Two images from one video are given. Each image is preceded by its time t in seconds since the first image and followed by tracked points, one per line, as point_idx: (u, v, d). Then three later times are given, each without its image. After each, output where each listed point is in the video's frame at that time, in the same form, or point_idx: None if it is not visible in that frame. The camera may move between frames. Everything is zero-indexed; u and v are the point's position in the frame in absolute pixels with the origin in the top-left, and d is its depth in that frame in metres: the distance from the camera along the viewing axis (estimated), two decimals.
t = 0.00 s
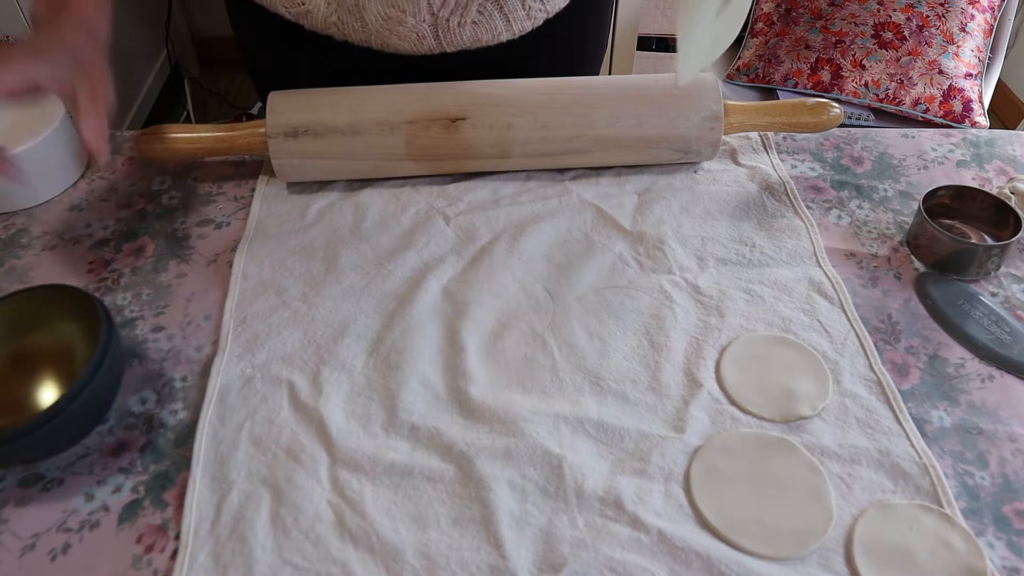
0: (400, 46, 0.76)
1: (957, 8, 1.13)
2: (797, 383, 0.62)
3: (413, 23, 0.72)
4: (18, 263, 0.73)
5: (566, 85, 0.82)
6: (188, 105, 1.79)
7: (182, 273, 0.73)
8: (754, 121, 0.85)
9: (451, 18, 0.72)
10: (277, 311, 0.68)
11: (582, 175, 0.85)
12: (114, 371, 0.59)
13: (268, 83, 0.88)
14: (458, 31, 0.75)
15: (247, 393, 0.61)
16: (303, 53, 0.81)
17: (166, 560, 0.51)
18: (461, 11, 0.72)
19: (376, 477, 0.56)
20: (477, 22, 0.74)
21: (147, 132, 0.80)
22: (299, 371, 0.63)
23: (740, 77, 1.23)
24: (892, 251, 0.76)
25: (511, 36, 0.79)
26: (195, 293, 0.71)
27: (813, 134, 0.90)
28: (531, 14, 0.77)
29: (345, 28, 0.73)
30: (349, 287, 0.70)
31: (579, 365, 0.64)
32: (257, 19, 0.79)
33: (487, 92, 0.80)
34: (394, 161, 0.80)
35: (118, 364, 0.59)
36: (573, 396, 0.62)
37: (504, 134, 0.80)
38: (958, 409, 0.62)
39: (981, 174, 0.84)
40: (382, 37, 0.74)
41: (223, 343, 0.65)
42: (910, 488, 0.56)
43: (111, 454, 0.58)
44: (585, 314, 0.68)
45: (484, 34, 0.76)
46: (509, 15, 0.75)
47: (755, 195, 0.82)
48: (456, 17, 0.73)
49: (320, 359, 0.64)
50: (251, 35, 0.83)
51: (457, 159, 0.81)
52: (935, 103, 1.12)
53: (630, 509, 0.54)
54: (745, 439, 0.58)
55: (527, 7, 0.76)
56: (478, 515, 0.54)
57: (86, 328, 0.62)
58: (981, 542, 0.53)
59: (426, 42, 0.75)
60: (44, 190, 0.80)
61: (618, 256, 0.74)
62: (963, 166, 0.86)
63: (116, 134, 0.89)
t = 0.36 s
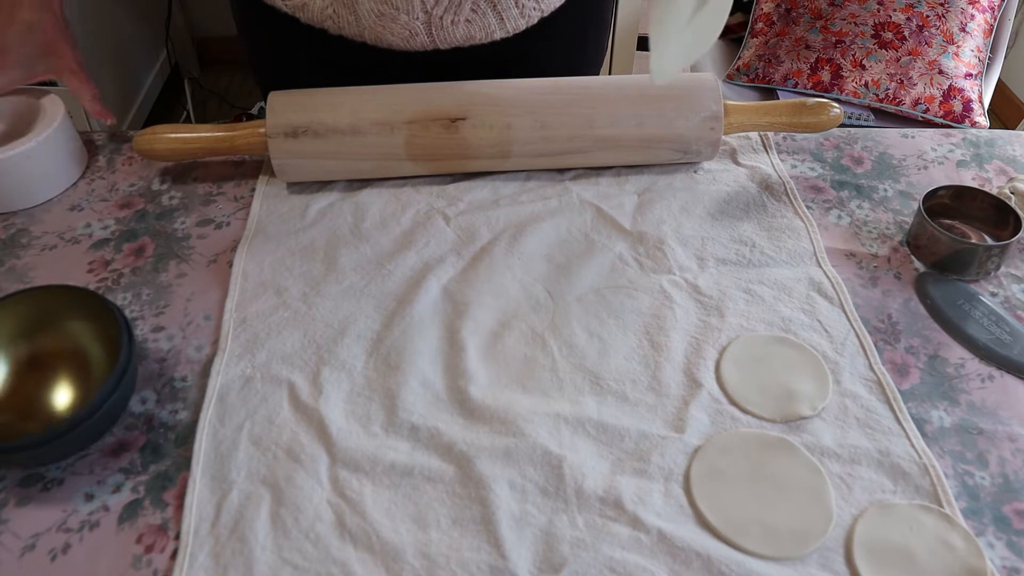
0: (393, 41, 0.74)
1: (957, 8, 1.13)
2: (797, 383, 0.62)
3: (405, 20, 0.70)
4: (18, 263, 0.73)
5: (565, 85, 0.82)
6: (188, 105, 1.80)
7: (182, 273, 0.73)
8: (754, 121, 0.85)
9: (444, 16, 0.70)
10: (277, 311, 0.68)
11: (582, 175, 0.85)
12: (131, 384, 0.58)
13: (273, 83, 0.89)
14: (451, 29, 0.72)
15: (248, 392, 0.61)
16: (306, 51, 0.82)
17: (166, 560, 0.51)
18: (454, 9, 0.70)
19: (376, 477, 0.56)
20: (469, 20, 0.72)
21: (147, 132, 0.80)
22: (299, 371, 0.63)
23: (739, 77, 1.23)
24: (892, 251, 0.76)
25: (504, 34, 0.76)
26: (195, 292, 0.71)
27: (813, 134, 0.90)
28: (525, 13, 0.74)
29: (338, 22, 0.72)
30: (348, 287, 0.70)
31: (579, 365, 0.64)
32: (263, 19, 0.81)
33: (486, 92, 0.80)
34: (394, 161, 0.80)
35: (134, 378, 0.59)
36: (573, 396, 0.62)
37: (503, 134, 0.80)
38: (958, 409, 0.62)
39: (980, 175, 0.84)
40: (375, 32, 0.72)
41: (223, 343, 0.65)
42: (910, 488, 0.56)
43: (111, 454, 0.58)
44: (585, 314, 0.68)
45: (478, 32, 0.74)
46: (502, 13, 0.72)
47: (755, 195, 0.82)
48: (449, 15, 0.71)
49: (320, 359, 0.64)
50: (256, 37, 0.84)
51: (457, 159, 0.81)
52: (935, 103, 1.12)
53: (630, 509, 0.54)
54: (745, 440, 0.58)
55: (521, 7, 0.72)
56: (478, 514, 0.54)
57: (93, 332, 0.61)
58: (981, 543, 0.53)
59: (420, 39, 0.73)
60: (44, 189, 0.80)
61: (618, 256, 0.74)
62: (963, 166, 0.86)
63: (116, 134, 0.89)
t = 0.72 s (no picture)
0: (394, 38, 0.74)
1: (957, 8, 1.13)
2: (797, 383, 0.62)
3: (407, 16, 0.70)
4: (18, 263, 0.73)
5: (565, 84, 0.82)
6: (187, 104, 1.80)
7: (183, 273, 0.73)
8: (755, 121, 0.85)
9: (445, 10, 0.70)
10: (277, 311, 0.68)
11: (582, 175, 0.85)
12: (127, 377, 0.58)
13: (273, 83, 0.89)
14: (452, 24, 0.72)
15: (248, 392, 0.61)
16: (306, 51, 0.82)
17: (166, 560, 0.51)
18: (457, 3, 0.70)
19: (377, 477, 0.56)
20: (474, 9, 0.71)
21: (147, 132, 0.80)
22: (299, 371, 0.63)
23: (739, 77, 1.23)
24: (892, 251, 0.76)
25: (505, 29, 0.76)
26: (195, 292, 0.71)
27: (813, 134, 0.90)
28: (525, 7, 0.75)
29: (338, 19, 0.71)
30: (349, 287, 0.70)
31: (579, 365, 0.64)
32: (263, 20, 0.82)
33: (486, 92, 0.80)
34: (394, 161, 0.80)
35: (130, 370, 0.59)
36: (573, 396, 0.62)
37: (503, 134, 0.80)
38: (958, 409, 0.62)
39: (980, 174, 0.84)
40: (376, 28, 0.72)
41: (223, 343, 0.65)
42: (910, 488, 0.56)
43: (111, 454, 0.58)
44: (585, 314, 0.68)
45: (479, 27, 0.74)
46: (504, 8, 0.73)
47: (755, 195, 0.82)
48: (451, 10, 0.71)
49: (319, 359, 0.64)
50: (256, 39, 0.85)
51: (457, 159, 0.81)
52: (935, 103, 1.12)
53: (630, 509, 0.54)
54: (745, 440, 0.58)
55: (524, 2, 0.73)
56: (478, 514, 0.54)
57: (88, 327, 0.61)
58: (981, 542, 0.53)
59: (421, 35, 0.73)
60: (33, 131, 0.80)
61: (618, 256, 0.74)
62: (963, 166, 0.86)
63: (116, 135, 0.89)
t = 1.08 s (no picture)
0: (396, 33, 0.75)
1: (957, 8, 1.13)
2: (797, 383, 0.62)
3: (408, 8, 0.72)
4: (18, 263, 0.74)
5: (565, 84, 0.82)
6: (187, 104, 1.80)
7: (183, 273, 0.73)
8: (755, 121, 0.85)
9: (445, 4, 0.72)
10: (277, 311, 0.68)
11: (582, 175, 0.85)
12: (131, 383, 0.58)
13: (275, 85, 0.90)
14: (452, 17, 0.74)
15: (248, 391, 0.61)
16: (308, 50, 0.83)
17: (166, 560, 0.51)
18: None
19: (377, 477, 0.56)
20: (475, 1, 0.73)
21: (147, 132, 0.81)
22: (298, 371, 0.63)
23: (739, 77, 1.23)
24: (892, 251, 0.76)
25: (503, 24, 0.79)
26: (195, 292, 0.71)
27: (813, 134, 0.90)
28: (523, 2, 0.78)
29: (339, 15, 0.73)
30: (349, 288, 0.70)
31: (579, 365, 0.64)
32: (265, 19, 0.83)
33: (486, 91, 0.80)
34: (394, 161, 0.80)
35: (133, 376, 0.59)
36: (573, 396, 0.62)
37: (503, 134, 0.80)
38: (958, 409, 0.62)
39: (981, 175, 0.84)
40: (378, 22, 0.73)
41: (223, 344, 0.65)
42: (910, 488, 0.56)
43: (111, 454, 0.58)
44: (585, 314, 0.68)
45: (479, 20, 0.76)
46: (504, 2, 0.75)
47: (755, 195, 0.82)
48: (452, 3, 0.73)
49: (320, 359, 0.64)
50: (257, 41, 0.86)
51: (457, 159, 0.81)
52: (935, 103, 1.12)
53: (630, 509, 0.54)
54: (745, 440, 0.58)
55: None
56: (478, 514, 0.54)
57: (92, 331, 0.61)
58: (981, 542, 0.53)
59: (422, 30, 0.75)
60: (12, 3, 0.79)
61: (618, 256, 0.74)
62: (963, 166, 0.86)
63: (116, 135, 0.90)
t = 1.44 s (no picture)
0: (418, 38, 0.76)
1: (957, 8, 1.13)
2: (797, 383, 0.62)
3: (429, 11, 0.73)
4: (18, 263, 0.74)
5: (565, 84, 0.82)
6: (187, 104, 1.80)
7: (183, 273, 0.73)
8: (755, 121, 0.85)
9: (465, 4, 0.74)
10: (277, 311, 0.68)
11: (582, 175, 0.85)
12: (130, 382, 0.58)
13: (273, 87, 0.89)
14: (472, 18, 0.76)
15: (248, 391, 0.61)
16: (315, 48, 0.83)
17: (165, 560, 0.51)
18: None
19: (377, 477, 0.56)
20: None
21: (147, 132, 0.80)
22: (298, 370, 0.63)
23: (739, 77, 1.23)
24: (892, 251, 0.76)
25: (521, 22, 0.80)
26: (196, 292, 0.71)
27: (813, 134, 0.90)
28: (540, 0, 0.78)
29: (361, 23, 0.74)
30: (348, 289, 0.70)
31: (579, 365, 0.64)
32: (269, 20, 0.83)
33: (486, 91, 0.80)
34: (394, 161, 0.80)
35: (133, 376, 0.59)
36: (573, 397, 0.62)
37: (504, 134, 0.80)
38: (958, 409, 0.62)
39: (980, 174, 0.84)
40: (400, 28, 0.74)
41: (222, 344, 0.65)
42: (910, 488, 0.56)
43: (111, 454, 0.58)
44: (585, 314, 0.68)
45: (498, 20, 0.77)
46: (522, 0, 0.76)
47: (755, 195, 0.82)
48: (471, 4, 0.74)
49: (320, 358, 0.64)
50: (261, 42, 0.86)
51: (457, 158, 0.81)
52: (935, 103, 1.12)
53: (630, 509, 0.54)
54: (745, 440, 0.58)
55: None
56: (478, 514, 0.54)
57: (93, 332, 0.61)
58: (981, 542, 0.53)
59: (442, 31, 0.76)
60: None
61: (618, 256, 0.74)
62: (963, 166, 0.86)
63: (116, 135, 0.90)
